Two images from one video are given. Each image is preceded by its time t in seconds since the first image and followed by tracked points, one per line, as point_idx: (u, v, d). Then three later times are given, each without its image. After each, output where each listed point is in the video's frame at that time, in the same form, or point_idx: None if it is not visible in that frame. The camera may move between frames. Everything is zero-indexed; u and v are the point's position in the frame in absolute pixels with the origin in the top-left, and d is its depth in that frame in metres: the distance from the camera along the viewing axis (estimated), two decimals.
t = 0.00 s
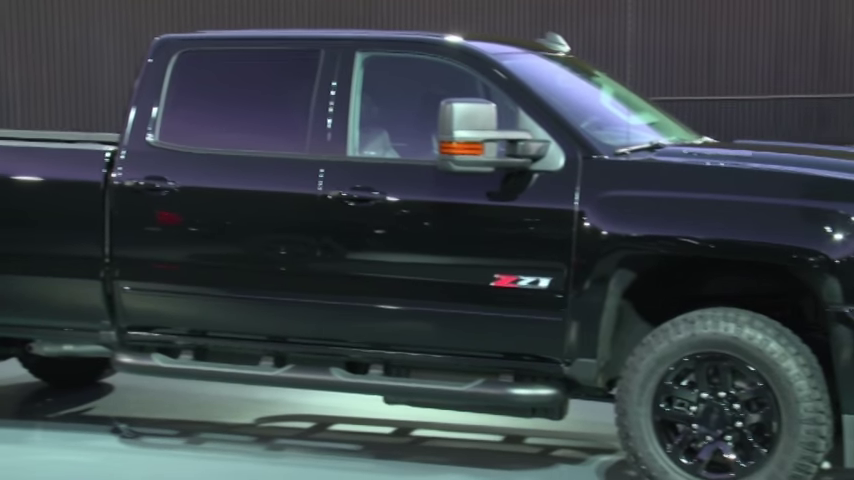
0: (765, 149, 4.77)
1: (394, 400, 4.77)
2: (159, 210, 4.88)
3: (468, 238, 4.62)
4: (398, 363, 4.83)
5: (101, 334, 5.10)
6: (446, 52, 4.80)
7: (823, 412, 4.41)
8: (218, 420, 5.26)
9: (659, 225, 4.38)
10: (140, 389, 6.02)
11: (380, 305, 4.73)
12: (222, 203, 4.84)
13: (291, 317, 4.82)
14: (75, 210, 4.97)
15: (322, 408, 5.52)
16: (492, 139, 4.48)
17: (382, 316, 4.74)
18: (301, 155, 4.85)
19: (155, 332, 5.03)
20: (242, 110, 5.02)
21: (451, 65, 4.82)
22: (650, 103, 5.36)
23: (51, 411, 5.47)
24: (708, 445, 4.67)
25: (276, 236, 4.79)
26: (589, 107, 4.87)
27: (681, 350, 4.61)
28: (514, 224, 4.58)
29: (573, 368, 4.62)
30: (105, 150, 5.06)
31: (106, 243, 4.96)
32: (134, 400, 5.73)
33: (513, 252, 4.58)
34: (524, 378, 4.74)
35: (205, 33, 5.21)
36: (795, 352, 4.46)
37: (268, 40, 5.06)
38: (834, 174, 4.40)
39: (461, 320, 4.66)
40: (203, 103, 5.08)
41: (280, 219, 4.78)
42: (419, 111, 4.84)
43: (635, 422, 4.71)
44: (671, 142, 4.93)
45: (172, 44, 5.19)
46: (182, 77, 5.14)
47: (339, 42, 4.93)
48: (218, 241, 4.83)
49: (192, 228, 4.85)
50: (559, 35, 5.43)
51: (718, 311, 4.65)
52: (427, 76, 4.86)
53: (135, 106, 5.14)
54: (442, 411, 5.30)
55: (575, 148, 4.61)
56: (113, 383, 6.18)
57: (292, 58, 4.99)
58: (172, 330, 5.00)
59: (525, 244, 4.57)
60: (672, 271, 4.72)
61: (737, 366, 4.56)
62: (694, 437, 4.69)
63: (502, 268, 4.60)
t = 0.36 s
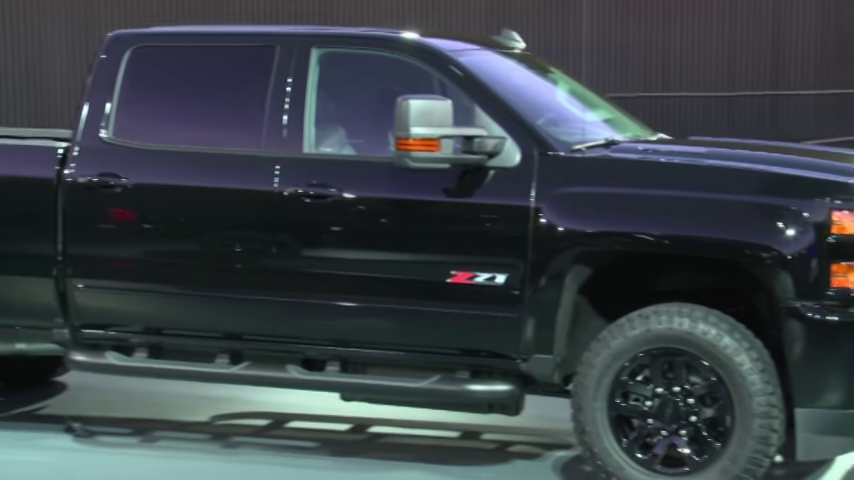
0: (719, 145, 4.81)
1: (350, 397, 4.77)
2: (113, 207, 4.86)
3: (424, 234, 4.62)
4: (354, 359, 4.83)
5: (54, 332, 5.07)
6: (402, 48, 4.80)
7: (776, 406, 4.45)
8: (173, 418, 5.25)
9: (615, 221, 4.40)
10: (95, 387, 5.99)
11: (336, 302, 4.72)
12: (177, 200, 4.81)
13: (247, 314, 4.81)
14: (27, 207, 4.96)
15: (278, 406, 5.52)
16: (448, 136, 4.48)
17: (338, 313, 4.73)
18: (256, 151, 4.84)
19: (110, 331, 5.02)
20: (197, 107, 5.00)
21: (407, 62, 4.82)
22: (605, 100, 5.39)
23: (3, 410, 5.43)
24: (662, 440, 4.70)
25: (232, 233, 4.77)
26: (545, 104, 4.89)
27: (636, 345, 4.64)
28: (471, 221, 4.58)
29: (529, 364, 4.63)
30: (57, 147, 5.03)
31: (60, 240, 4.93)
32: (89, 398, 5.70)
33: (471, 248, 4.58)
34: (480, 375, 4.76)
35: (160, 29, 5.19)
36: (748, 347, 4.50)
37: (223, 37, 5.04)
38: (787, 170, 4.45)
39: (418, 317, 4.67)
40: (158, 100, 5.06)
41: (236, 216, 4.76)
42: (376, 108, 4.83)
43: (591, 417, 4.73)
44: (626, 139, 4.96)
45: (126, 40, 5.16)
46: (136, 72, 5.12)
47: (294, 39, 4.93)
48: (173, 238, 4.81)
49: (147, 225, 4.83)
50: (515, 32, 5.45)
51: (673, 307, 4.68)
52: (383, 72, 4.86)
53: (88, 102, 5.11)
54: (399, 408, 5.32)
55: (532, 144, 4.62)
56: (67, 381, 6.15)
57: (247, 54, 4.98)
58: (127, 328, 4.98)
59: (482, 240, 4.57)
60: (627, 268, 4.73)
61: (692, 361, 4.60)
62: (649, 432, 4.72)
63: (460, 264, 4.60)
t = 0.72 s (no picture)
0: (672, 141, 4.85)
1: (307, 393, 4.75)
2: (66, 204, 4.83)
3: (380, 230, 4.61)
4: (310, 356, 4.81)
5: (5, 330, 5.03)
6: (357, 44, 4.80)
7: (729, 400, 4.49)
8: (127, 416, 5.23)
9: (569, 217, 4.42)
10: (47, 385, 5.95)
11: (292, 298, 4.70)
12: (131, 196, 4.79)
13: (201, 310, 4.79)
14: None
15: (233, 403, 5.52)
16: (403, 132, 4.47)
17: (294, 309, 4.71)
18: (210, 147, 4.82)
19: (62, 328, 4.99)
20: (150, 102, 4.98)
21: (362, 57, 4.81)
22: (559, 96, 5.44)
23: None
24: (617, 434, 4.72)
25: (186, 230, 4.74)
26: (500, 100, 4.90)
27: (591, 340, 4.66)
28: (427, 217, 4.58)
29: (485, 360, 4.63)
30: (7, 142, 4.98)
31: (11, 237, 4.89)
32: (41, 396, 5.67)
33: (426, 244, 4.58)
34: (436, 370, 4.75)
35: (112, 23, 5.16)
36: (702, 341, 4.52)
37: (176, 32, 5.03)
38: (739, 166, 4.49)
39: (374, 313, 4.66)
40: (110, 95, 5.03)
41: (190, 212, 4.74)
42: (330, 104, 4.84)
43: (546, 412, 4.74)
44: (581, 135, 4.98)
45: (77, 34, 5.12)
46: (87, 67, 5.08)
47: (247, 34, 4.92)
48: (126, 234, 4.79)
49: (100, 222, 4.81)
50: (470, 28, 5.48)
51: (627, 301, 4.71)
52: (338, 68, 4.85)
53: (38, 96, 5.07)
54: (354, 404, 5.33)
55: (486, 140, 4.63)
56: (18, 379, 6.10)
57: (201, 49, 4.96)
58: (79, 325, 4.95)
59: (438, 236, 4.57)
60: (582, 262, 4.76)
61: (646, 355, 4.62)
62: (604, 426, 4.74)
63: (417, 260, 4.60)
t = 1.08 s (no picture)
0: (630, 136, 4.88)
1: (266, 389, 4.73)
2: (21, 199, 4.81)
3: (339, 225, 4.60)
4: (270, 351, 4.79)
5: None
6: (316, 38, 4.79)
7: (687, 392, 4.50)
8: (84, 413, 5.21)
9: (528, 212, 4.44)
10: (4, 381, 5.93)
11: (251, 293, 4.69)
12: (87, 190, 4.76)
13: (159, 306, 4.75)
14: None
15: (193, 399, 5.52)
16: (363, 126, 4.47)
17: (253, 304, 4.69)
18: (168, 142, 4.80)
19: (18, 324, 4.96)
20: (107, 96, 4.95)
21: (321, 52, 4.81)
22: (518, 90, 5.45)
23: None
24: (577, 428, 4.72)
25: (143, 225, 4.72)
26: (460, 94, 4.91)
27: (550, 334, 4.66)
28: (387, 211, 4.57)
29: (445, 355, 4.62)
30: None
31: None
32: None
33: (386, 239, 4.58)
34: (396, 365, 4.75)
35: (68, 17, 5.12)
36: (660, 334, 4.53)
37: (133, 25, 4.99)
38: (696, 160, 4.52)
39: (333, 307, 4.64)
40: (66, 89, 4.99)
41: (148, 207, 4.72)
42: (289, 98, 4.82)
43: (506, 406, 4.73)
44: (540, 129, 5.00)
45: (32, 27, 5.07)
46: (42, 60, 5.04)
47: (205, 28, 4.90)
48: (83, 229, 4.76)
49: (56, 216, 4.78)
50: (429, 22, 5.49)
51: (586, 296, 4.70)
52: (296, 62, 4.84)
53: None
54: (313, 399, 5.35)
55: (446, 134, 4.64)
56: None
57: (158, 43, 4.93)
58: (36, 322, 4.93)
59: (397, 231, 4.57)
60: (541, 257, 4.76)
61: (605, 349, 4.62)
62: (564, 420, 4.74)
63: (377, 255, 4.59)
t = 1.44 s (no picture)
0: (593, 131, 4.90)
1: (230, 384, 4.71)
2: None
3: (302, 220, 4.59)
4: (234, 347, 4.79)
5: None
6: (278, 32, 4.79)
7: (649, 386, 4.49)
8: (46, 410, 5.20)
9: (491, 207, 4.44)
10: None
11: (215, 289, 4.66)
12: (48, 185, 4.74)
13: (121, 301, 4.74)
14: None
15: (156, 395, 5.52)
16: (325, 121, 4.45)
17: (216, 300, 4.67)
18: (130, 137, 4.77)
19: None
20: (67, 91, 4.92)
21: (283, 46, 4.80)
22: (482, 86, 5.47)
23: None
24: (540, 422, 4.70)
25: (105, 220, 4.70)
26: (423, 89, 4.91)
27: (514, 329, 4.63)
28: (351, 206, 4.57)
29: (408, 349, 4.63)
30: None
31: None
32: None
33: (349, 234, 4.57)
34: (360, 360, 4.75)
35: (28, 10, 5.09)
36: (623, 328, 4.52)
37: (94, 19, 4.96)
38: (658, 155, 4.54)
39: (297, 303, 4.62)
40: (26, 84, 4.96)
41: (110, 203, 4.69)
42: (252, 93, 4.81)
43: (470, 400, 4.70)
44: (503, 124, 5.02)
45: None
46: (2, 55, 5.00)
47: (167, 22, 4.87)
48: (44, 225, 4.74)
49: (16, 211, 4.75)
50: (393, 17, 5.50)
51: (550, 290, 4.68)
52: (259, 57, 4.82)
53: None
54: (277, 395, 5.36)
55: (410, 129, 4.63)
56: None
57: (119, 37, 4.91)
58: None
59: (361, 226, 4.56)
60: (505, 251, 4.78)
61: (568, 343, 4.61)
62: (527, 414, 4.71)
63: (340, 250, 4.58)
